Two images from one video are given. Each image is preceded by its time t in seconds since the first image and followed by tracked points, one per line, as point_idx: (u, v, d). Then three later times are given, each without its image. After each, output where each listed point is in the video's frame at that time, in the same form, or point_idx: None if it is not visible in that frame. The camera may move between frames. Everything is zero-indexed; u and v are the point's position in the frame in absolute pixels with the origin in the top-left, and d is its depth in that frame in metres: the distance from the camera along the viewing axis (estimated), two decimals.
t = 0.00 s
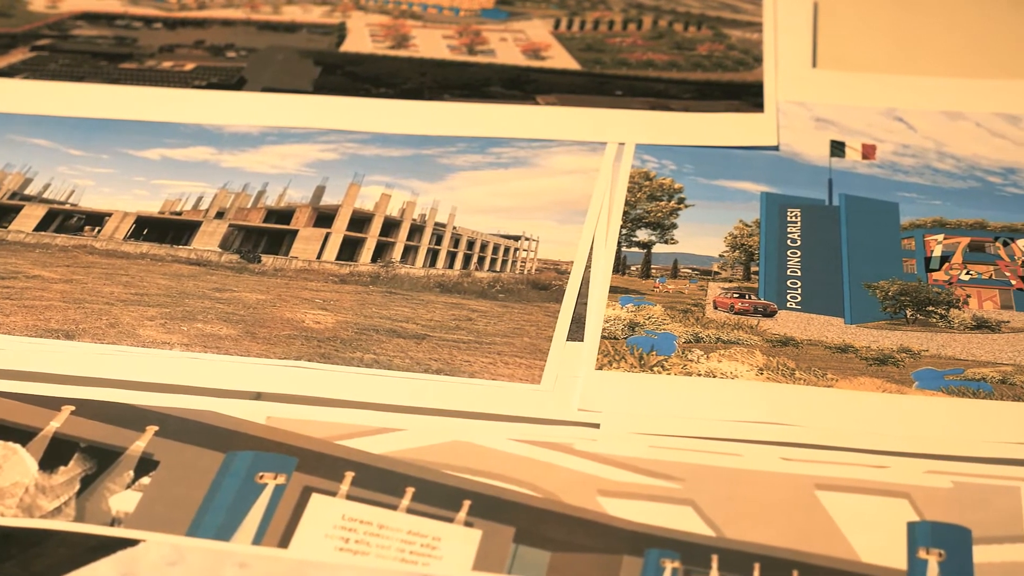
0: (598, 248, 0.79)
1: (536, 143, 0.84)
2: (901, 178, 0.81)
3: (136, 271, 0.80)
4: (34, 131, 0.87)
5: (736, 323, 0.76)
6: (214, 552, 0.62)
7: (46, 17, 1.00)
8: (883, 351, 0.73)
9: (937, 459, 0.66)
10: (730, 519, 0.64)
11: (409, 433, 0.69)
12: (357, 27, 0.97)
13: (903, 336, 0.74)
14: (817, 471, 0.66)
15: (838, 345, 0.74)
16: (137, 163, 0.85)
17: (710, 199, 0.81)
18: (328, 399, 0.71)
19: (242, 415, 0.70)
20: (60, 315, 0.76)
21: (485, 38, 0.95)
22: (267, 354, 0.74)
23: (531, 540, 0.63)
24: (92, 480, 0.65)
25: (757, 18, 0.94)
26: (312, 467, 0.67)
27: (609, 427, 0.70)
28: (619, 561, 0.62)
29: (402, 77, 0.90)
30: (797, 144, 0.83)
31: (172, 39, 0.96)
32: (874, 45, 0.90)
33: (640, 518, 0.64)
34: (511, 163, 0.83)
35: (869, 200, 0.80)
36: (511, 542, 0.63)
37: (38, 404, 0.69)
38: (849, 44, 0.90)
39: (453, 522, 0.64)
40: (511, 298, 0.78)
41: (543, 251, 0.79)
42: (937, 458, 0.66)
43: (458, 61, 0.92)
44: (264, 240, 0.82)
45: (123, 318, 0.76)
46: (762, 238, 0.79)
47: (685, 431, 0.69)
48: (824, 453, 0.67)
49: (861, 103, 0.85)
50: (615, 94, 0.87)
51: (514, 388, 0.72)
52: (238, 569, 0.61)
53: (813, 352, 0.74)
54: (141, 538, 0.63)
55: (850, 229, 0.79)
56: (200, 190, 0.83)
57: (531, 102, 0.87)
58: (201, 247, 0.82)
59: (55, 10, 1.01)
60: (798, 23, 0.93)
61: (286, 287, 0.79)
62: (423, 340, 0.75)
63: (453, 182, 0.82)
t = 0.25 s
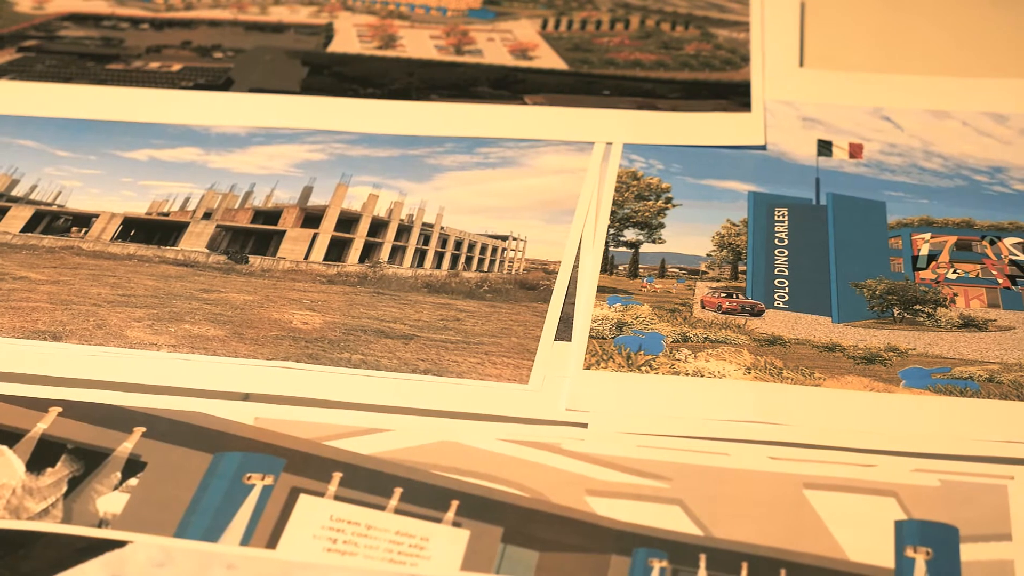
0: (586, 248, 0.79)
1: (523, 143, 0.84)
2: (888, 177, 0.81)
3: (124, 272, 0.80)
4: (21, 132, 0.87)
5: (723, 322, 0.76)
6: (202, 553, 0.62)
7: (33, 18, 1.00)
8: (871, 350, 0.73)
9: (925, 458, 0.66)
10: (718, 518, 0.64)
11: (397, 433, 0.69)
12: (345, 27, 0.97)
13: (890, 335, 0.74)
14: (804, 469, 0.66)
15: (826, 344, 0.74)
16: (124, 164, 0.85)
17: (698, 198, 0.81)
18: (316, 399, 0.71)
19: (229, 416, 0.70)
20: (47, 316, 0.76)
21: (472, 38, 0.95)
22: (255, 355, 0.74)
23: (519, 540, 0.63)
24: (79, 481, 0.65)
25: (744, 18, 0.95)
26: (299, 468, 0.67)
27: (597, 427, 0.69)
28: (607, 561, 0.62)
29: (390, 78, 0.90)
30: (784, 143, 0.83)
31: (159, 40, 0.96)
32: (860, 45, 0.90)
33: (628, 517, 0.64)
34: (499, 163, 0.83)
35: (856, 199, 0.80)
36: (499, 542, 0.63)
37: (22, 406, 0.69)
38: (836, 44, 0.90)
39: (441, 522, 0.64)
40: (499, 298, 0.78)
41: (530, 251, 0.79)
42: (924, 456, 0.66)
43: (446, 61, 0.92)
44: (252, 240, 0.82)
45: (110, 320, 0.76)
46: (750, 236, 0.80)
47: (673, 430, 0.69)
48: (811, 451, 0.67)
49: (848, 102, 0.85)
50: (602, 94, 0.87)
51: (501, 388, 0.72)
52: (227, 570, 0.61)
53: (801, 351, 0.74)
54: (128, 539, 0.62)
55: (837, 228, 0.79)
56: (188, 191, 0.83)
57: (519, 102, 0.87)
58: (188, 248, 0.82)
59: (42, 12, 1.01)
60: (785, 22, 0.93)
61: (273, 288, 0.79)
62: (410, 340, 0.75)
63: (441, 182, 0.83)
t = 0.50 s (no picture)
0: (574, 248, 0.79)
1: (512, 143, 0.84)
2: (876, 176, 0.81)
3: (112, 273, 0.80)
4: (9, 133, 0.87)
5: (712, 322, 0.76)
6: (190, 554, 0.62)
7: (20, 19, 1.00)
8: (859, 349, 0.74)
9: (913, 456, 0.66)
10: (706, 518, 0.64)
11: (386, 433, 0.69)
12: (333, 27, 0.97)
13: (878, 334, 0.74)
14: (792, 468, 0.66)
15: (814, 343, 0.74)
16: (112, 164, 0.85)
17: (686, 198, 0.81)
18: (304, 399, 0.71)
19: (217, 416, 0.70)
20: (35, 317, 0.76)
21: (460, 38, 0.95)
22: (244, 355, 0.74)
23: (508, 540, 0.63)
24: (68, 483, 0.65)
25: (732, 17, 0.95)
26: (288, 468, 0.67)
27: (586, 426, 0.69)
28: (596, 561, 0.62)
29: (378, 78, 0.90)
30: (772, 143, 0.83)
31: (147, 40, 0.96)
32: (848, 44, 0.90)
33: (616, 517, 0.64)
34: (487, 163, 0.83)
35: (845, 198, 0.80)
36: (488, 542, 0.63)
37: (7, 407, 0.69)
38: (824, 43, 0.91)
39: (430, 522, 0.64)
40: (487, 297, 0.78)
41: (519, 251, 0.79)
42: (913, 455, 0.66)
43: (434, 61, 0.92)
44: (240, 241, 0.82)
45: (98, 321, 0.76)
46: (738, 236, 0.80)
47: (661, 429, 0.69)
48: (799, 450, 0.67)
49: (837, 101, 0.85)
50: (591, 94, 0.87)
51: (490, 388, 0.72)
52: (216, 571, 0.61)
53: (789, 351, 0.74)
54: (115, 540, 0.62)
55: (826, 227, 0.80)
56: (176, 192, 0.83)
57: (507, 102, 0.87)
58: (176, 249, 0.82)
59: (29, 12, 1.00)
60: (773, 22, 0.93)
61: (261, 289, 0.79)
62: (399, 341, 0.75)
63: (429, 182, 0.83)
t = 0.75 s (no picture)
0: (562, 248, 0.79)
1: (500, 143, 0.84)
2: (864, 175, 0.81)
3: (100, 274, 0.80)
4: None
5: (701, 322, 0.76)
6: (179, 556, 0.62)
7: (8, 19, 0.99)
8: (848, 348, 0.74)
9: (901, 455, 0.66)
10: (696, 517, 0.64)
11: (375, 434, 0.69)
12: (321, 28, 0.97)
13: (867, 333, 0.75)
14: (780, 468, 0.66)
15: (803, 342, 0.74)
16: (100, 165, 0.85)
17: (675, 197, 0.81)
18: (292, 400, 0.71)
19: (205, 417, 0.70)
20: (23, 319, 0.76)
21: (449, 38, 0.95)
22: (233, 356, 0.74)
23: (497, 540, 0.63)
24: (56, 484, 0.65)
25: (721, 17, 0.95)
26: (277, 469, 0.67)
27: (575, 426, 0.69)
28: (586, 560, 0.62)
29: (367, 78, 0.90)
30: (760, 142, 0.83)
31: (135, 41, 0.95)
32: (837, 44, 0.91)
33: (606, 517, 0.64)
34: (476, 163, 0.84)
35: (833, 197, 0.80)
36: (477, 542, 0.63)
37: None
38: (812, 43, 0.91)
39: (419, 523, 0.64)
40: (476, 297, 0.78)
41: (508, 251, 0.79)
42: (901, 454, 0.66)
43: (422, 61, 0.92)
44: (229, 242, 0.82)
45: (87, 322, 0.76)
46: (727, 235, 0.80)
47: (649, 429, 0.69)
48: (788, 449, 0.67)
49: (825, 100, 0.85)
50: (579, 94, 0.87)
51: (479, 389, 0.72)
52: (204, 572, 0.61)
53: (778, 350, 0.74)
54: (104, 542, 0.62)
55: (814, 226, 0.80)
56: (165, 192, 0.83)
57: (496, 102, 0.87)
58: (165, 250, 0.82)
59: (17, 13, 1.00)
60: (761, 22, 0.93)
61: (250, 289, 0.79)
62: (388, 341, 0.75)
63: (418, 182, 0.83)
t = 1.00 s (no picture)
0: (552, 248, 0.79)
1: (489, 143, 0.85)
2: (853, 174, 0.81)
3: (89, 275, 0.80)
4: None
5: (690, 321, 0.76)
6: (167, 557, 0.61)
7: None
8: (837, 347, 0.74)
9: (889, 454, 0.66)
10: (685, 517, 0.64)
11: (364, 434, 0.69)
12: (309, 28, 0.96)
13: (856, 332, 0.75)
14: (769, 467, 0.66)
15: (792, 341, 0.74)
16: (89, 166, 0.85)
17: (663, 197, 0.81)
18: (280, 401, 0.71)
19: (195, 419, 0.69)
20: (12, 320, 0.76)
21: (438, 38, 0.95)
22: (222, 357, 0.74)
23: (487, 540, 0.63)
24: (45, 485, 0.65)
25: (709, 16, 0.95)
26: (266, 469, 0.67)
27: (564, 426, 0.69)
28: (575, 560, 0.62)
29: (356, 78, 0.90)
30: (749, 141, 0.83)
31: (123, 42, 0.95)
32: (825, 43, 0.91)
33: (595, 516, 0.64)
34: (464, 163, 0.84)
35: (821, 196, 0.80)
36: (466, 542, 0.63)
37: None
38: (800, 42, 0.91)
39: (408, 523, 0.64)
40: (465, 297, 0.78)
41: (497, 251, 0.79)
42: (890, 452, 0.66)
43: (411, 62, 0.92)
44: (217, 242, 0.82)
45: (75, 323, 0.76)
46: (716, 235, 0.80)
47: (638, 428, 0.69)
48: (777, 448, 0.67)
49: (814, 100, 0.86)
50: (568, 94, 0.87)
51: (468, 389, 0.72)
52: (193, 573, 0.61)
53: (767, 349, 0.74)
54: (93, 543, 0.62)
55: (803, 225, 0.80)
56: (153, 194, 0.83)
57: (485, 102, 0.87)
58: (153, 251, 0.82)
59: (4, 13, 1.00)
60: (750, 21, 0.93)
61: (239, 290, 0.79)
62: (377, 342, 0.75)
63: (407, 182, 0.83)
